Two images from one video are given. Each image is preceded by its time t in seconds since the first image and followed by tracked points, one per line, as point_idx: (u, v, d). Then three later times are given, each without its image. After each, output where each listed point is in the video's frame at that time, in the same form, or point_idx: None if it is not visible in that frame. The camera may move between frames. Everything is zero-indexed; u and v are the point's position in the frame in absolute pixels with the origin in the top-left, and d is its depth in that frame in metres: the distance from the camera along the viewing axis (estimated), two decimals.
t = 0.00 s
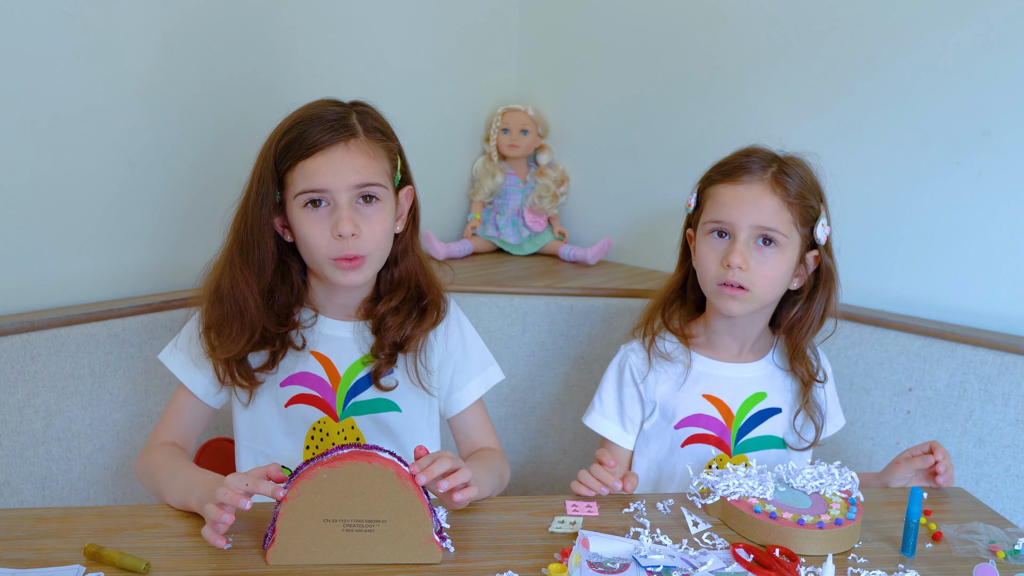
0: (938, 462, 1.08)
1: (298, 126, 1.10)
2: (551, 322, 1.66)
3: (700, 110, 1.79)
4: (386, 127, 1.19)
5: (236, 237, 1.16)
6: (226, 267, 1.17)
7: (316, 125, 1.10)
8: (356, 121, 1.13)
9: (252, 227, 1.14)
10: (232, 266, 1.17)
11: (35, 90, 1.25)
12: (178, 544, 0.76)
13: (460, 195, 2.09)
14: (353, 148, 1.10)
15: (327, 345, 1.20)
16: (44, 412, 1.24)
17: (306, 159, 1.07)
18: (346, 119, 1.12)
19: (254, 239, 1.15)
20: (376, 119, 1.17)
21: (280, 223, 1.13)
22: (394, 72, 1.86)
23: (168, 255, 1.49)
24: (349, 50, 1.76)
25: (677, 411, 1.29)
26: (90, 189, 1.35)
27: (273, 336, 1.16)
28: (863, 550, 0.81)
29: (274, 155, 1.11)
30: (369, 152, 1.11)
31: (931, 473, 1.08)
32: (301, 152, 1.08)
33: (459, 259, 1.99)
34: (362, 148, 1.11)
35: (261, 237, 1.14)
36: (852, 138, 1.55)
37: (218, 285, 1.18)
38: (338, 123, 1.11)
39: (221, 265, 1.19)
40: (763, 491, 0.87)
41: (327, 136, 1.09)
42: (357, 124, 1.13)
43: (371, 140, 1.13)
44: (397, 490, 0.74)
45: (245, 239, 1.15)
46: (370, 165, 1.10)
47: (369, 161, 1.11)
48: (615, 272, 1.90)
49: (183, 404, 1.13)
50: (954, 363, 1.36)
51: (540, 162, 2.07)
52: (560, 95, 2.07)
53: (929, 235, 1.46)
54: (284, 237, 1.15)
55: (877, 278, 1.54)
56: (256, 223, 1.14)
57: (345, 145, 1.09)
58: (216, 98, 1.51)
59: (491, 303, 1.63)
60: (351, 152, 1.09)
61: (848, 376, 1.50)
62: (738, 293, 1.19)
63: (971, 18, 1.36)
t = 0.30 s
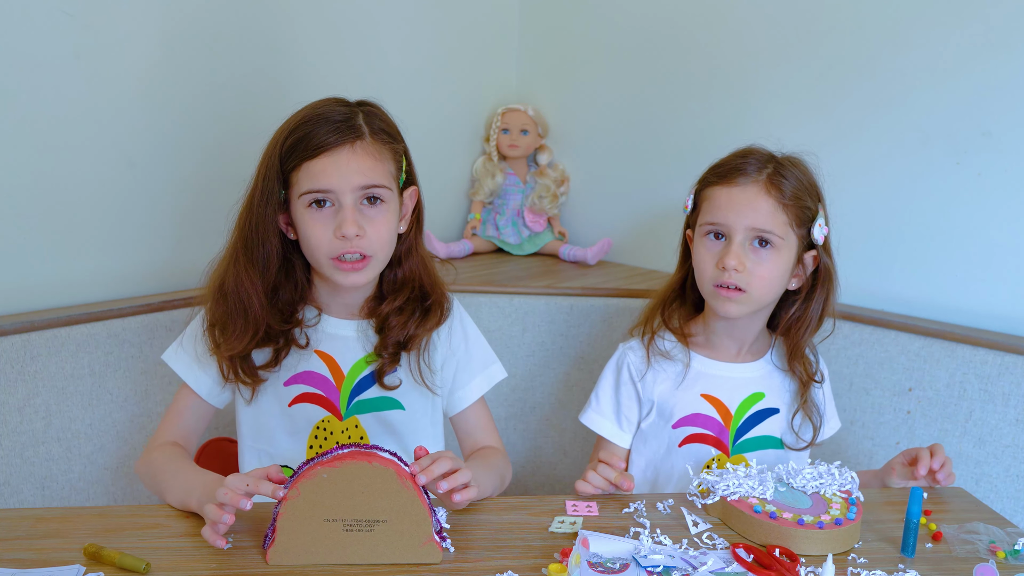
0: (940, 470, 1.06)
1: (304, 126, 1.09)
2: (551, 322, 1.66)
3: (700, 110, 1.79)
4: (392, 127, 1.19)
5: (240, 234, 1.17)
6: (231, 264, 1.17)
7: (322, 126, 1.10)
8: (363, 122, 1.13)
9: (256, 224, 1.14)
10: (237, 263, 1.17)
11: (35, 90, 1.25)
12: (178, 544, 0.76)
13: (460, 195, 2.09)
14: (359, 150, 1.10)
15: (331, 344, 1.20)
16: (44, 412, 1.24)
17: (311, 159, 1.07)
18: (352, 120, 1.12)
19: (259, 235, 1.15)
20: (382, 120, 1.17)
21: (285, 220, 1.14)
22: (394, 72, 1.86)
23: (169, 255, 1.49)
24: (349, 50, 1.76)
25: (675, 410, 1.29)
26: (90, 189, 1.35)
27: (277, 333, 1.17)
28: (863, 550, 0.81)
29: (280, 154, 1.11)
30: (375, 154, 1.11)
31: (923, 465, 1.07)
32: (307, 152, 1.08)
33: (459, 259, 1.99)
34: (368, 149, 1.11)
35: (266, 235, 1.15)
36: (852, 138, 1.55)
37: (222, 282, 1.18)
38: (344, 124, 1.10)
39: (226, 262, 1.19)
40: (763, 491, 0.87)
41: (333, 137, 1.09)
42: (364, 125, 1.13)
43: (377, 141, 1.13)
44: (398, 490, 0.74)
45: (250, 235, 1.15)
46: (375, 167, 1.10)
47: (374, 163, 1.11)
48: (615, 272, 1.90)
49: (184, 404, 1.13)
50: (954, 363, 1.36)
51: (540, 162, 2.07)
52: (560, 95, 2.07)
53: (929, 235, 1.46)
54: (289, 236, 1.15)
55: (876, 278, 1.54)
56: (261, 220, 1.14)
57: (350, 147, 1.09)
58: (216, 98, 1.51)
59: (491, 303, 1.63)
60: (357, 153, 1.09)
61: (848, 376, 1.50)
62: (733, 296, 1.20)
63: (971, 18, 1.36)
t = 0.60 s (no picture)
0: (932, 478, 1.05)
1: (309, 126, 1.10)
2: (551, 322, 1.66)
3: (700, 110, 1.79)
4: (397, 130, 1.19)
5: (245, 234, 1.16)
6: (236, 265, 1.17)
7: (327, 127, 1.10)
8: (368, 123, 1.13)
9: (262, 225, 1.14)
10: (244, 263, 1.16)
11: (35, 90, 1.25)
12: (178, 544, 0.76)
13: (460, 195, 2.09)
14: (364, 151, 1.10)
15: (331, 346, 1.20)
16: (44, 412, 1.24)
17: (316, 160, 1.07)
18: (357, 120, 1.12)
19: (265, 236, 1.14)
20: (388, 122, 1.18)
21: (287, 222, 1.14)
22: (394, 72, 1.86)
23: (169, 255, 1.49)
24: (349, 50, 1.75)
25: (676, 412, 1.29)
26: (90, 189, 1.35)
27: (279, 335, 1.16)
28: (863, 550, 0.81)
29: (284, 153, 1.11)
30: (380, 156, 1.12)
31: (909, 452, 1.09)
32: (311, 153, 1.08)
33: (459, 259, 1.99)
34: (373, 150, 1.11)
35: (271, 236, 1.14)
36: (853, 138, 1.55)
37: (227, 283, 1.17)
38: (349, 125, 1.11)
39: (230, 263, 1.18)
40: (763, 491, 0.87)
41: (337, 138, 1.09)
42: (369, 126, 1.13)
43: (382, 142, 1.14)
44: (398, 490, 0.74)
45: (254, 236, 1.15)
46: (380, 169, 1.10)
47: (379, 164, 1.11)
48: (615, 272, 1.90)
49: (184, 405, 1.13)
50: (954, 363, 1.36)
51: (540, 162, 2.07)
52: (560, 95, 2.07)
53: (929, 235, 1.46)
54: (290, 238, 1.15)
55: (876, 278, 1.54)
56: (265, 221, 1.13)
57: (356, 147, 1.09)
58: (216, 98, 1.51)
59: (491, 304, 1.63)
60: (362, 154, 1.09)
61: (848, 376, 1.50)
62: (722, 294, 1.20)
63: (971, 19, 1.36)
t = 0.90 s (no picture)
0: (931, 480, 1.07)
1: (311, 122, 1.10)
2: (551, 322, 1.66)
3: (700, 110, 1.79)
4: (398, 129, 1.19)
5: (242, 229, 1.16)
6: (233, 261, 1.17)
7: (328, 123, 1.10)
8: (370, 120, 1.13)
9: (259, 222, 1.14)
10: (240, 259, 1.16)
11: (36, 90, 1.25)
12: (178, 544, 0.76)
13: (460, 195, 2.09)
14: (367, 148, 1.10)
15: (329, 348, 1.20)
16: (44, 411, 1.24)
17: (318, 156, 1.07)
18: (359, 117, 1.12)
19: (261, 232, 1.15)
20: (389, 120, 1.18)
21: (286, 218, 1.14)
22: (394, 72, 1.86)
23: (169, 255, 1.49)
24: (348, 50, 1.75)
25: (677, 409, 1.29)
26: (90, 189, 1.35)
27: (276, 332, 1.17)
28: (863, 550, 0.81)
29: (285, 149, 1.11)
30: (382, 153, 1.12)
31: (913, 448, 1.10)
32: (313, 149, 1.08)
33: (459, 259, 1.99)
34: (375, 148, 1.11)
35: (268, 232, 1.14)
36: (852, 138, 1.55)
37: (225, 281, 1.17)
38: (351, 122, 1.11)
39: (227, 258, 1.18)
40: (763, 491, 0.87)
41: (339, 134, 1.09)
42: (370, 124, 1.13)
43: (383, 140, 1.14)
44: (398, 490, 0.74)
45: (252, 232, 1.15)
46: (382, 166, 1.10)
47: (381, 162, 1.11)
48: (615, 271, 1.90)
49: (184, 407, 1.13)
50: (954, 363, 1.36)
51: (540, 162, 2.07)
52: (560, 95, 2.07)
53: (929, 234, 1.46)
54: (289, 234, 1.15)
55: (876, 278, 1.54)
56: (263, 218, 1.13)
57: (358, 144, 1.10)
58: (216, 98, 1.51)
59: (490, 303, 1.63)
60: (363, 152, 1.09)
61: (848, 376, 1.50)
62: (711, 296, 1.21)
63: (971, 19, 1.36)
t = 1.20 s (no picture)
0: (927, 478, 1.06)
1: (310, 126, 1.09)
2: (551, 322, 1.66)
3: (700, 110, 1.79)
4: (396, 130, 1.19)
5: (242, 232, 1.16)
6: (234, 266, 1.17)
7: (327, 127, 1.10)
8: (368, 123, 1.13)
9: (260, 226, 1.14)
10: (241, 264, 1.16)
11: (36, 90, 1.25)
12: (178, 544, 0.76)
13: (460, 195, 2.09)
14: (367, 151, 1.10)
15: (329, 349, 1.20)
16: (44, 411, 1.24)
17: (318, 159, 1.07)
18: (358, 120, 1.12)
19: (262, 237, 1.14)
20: (387, 122, 1.18)
21: (286, 220, 1.14)
22: (394, 72, 1.86)
23: (169, 255, 1.49)
24: (348, 50, 1.75)
25: (679, 410, 1.29)
26: (90, 189, 1.35)
27: (276, 336, 1.16)
28: (863, 550, 0.81)
29: (284, 152, 1.10)
30: (381, 156, 1.12)
31: (915, 450, 1.10)
32: (312, 152, 1.08)
33: (459, 259, 1.99)
34: (375, 151, 1.11)
35: (269, 235, 1.14)
36: (852, 138, 1.55)
37: (225, 284, 1.17)
38: (349, 125, 1.11)
39: (227, 263, 1.18)
40: (763, 491, 0.87)
41: (338, 138, 1.09)
42: (369, 126, 1.13)
43: (382, 143, 1.14)
44: (398, 490, 0.74)
45: (252, 236, 1.15)
46: (381, 170, 1.10)
47: (380, 165, 1.11)
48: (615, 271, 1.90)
49: (184, 408, 1.14)
50: (954, 364, 1.36)
51: (540, 162, 2.07)
52: (560, 95, 2.07)
53: (929, 234, 1.46)
54: (288, 237, 1.15)
55: (876, 278, 1.54)
56: (265, 223, 1.13)
57: (358, 147, 1.10)
58: (215, 98, 1.51)
59: (490, 304, 1.63)
60: (364, 155, 1.09)
61: (848, 376, 1.50)
62: (708, 294, 1.21)
63: (971, 19, 1.36)
